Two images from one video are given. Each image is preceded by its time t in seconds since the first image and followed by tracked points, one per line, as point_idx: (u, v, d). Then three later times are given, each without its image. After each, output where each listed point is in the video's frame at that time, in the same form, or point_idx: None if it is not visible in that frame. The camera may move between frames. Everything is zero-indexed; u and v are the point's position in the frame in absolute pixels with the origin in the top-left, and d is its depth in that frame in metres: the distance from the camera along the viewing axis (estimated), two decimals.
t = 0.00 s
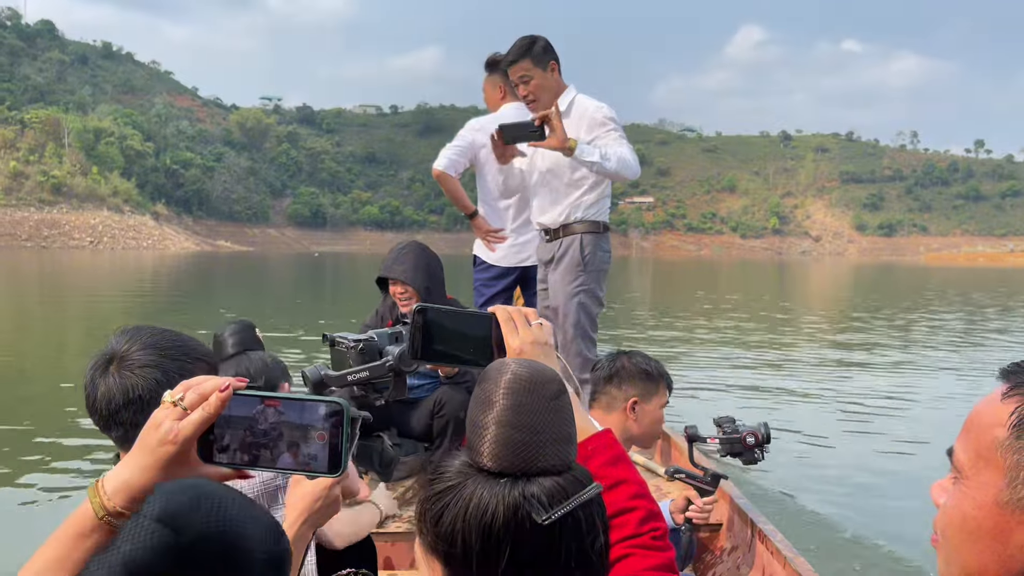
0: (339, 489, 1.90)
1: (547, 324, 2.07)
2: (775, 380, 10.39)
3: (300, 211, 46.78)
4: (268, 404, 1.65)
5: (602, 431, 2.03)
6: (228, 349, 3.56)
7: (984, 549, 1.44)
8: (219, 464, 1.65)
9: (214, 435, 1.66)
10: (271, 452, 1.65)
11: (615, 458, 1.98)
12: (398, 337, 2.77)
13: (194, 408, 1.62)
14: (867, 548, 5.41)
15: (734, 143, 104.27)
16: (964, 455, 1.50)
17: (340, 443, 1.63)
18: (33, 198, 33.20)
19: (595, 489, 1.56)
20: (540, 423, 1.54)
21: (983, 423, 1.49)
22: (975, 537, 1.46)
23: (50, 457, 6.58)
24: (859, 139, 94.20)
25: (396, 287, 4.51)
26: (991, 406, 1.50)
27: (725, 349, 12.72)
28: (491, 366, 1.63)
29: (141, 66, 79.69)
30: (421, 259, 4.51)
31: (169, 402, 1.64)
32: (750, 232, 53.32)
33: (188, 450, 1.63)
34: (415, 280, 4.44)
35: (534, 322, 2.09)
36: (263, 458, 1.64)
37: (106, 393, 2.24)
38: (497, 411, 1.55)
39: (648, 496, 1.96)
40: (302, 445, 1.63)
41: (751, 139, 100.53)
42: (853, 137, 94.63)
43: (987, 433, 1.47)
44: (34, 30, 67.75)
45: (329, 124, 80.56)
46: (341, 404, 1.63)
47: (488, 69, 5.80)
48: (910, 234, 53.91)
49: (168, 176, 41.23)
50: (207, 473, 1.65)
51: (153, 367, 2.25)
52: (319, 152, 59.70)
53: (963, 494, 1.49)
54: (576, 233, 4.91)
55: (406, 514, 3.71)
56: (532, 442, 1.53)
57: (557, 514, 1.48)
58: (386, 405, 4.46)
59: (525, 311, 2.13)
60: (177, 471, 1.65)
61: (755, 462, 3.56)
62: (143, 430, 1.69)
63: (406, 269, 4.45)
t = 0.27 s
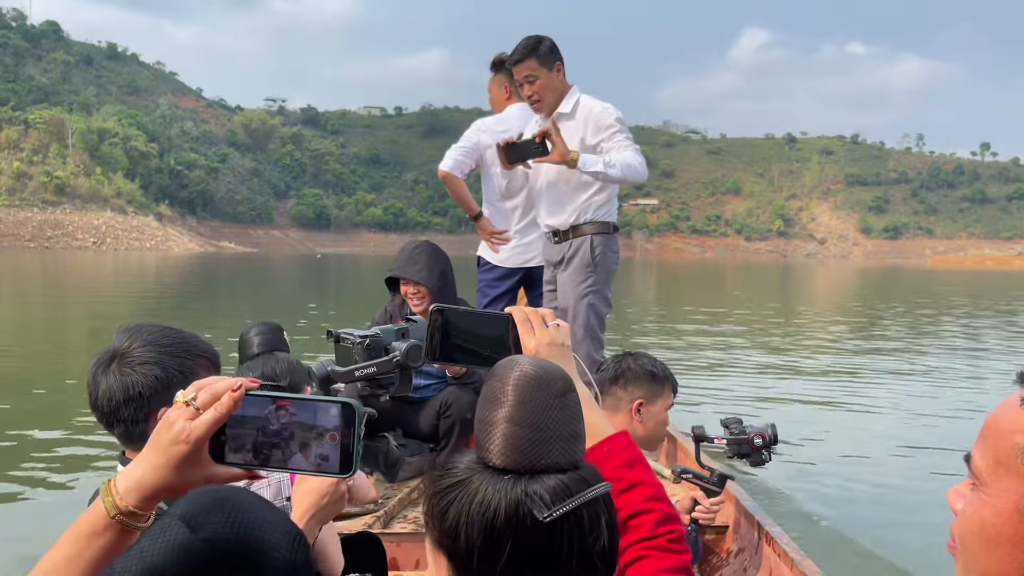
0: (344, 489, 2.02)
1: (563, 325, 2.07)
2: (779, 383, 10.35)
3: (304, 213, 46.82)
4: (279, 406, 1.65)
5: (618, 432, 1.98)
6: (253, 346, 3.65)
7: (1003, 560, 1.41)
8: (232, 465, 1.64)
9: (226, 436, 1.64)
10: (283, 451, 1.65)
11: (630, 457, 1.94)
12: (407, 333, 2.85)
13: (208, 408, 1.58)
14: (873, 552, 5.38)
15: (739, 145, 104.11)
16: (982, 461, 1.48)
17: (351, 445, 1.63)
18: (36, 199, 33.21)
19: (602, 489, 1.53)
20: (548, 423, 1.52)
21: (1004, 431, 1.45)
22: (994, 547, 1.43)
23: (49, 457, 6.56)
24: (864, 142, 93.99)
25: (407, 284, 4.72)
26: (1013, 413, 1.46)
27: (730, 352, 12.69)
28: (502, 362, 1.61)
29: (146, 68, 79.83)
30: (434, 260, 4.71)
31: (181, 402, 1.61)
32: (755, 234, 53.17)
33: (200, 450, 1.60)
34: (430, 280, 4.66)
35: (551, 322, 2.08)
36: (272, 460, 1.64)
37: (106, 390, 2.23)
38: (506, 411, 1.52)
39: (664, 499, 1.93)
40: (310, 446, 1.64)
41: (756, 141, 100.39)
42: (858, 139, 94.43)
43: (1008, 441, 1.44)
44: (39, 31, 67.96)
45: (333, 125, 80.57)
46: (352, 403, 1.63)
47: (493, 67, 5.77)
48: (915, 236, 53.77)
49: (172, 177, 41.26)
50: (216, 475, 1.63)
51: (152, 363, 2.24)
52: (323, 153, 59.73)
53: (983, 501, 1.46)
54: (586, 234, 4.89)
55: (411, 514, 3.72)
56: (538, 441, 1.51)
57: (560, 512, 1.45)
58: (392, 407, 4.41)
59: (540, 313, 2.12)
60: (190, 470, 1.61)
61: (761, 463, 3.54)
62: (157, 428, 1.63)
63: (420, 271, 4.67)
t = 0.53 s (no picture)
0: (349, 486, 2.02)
1: (579, 328, 2.04)
2: (785, 386, 10.29)
3: (308, 215, 46.87)
4: (293, 411, 1.64)
5: (634, 436, 1.94)
6: (254, 345, 3.57)
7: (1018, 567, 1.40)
8: (244, 467, 1.61)
9: (242, 437, 1.62)
10: (294, 455, 1.63)
11: (643, 464, 1.90)
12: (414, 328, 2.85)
13: (221, 410, 1.54)
14: (877, 555, 5.35)
15: (744, 148, 104.06)
16: (1003, 466, 1.45)
17: (364, 450, 1.62)
18: (40, 200, 33.27)
19: (596, 488, 1.53)
20: (541, 423, 1.51)
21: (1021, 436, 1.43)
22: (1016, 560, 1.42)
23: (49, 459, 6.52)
24: (869, 144, 93.86)
25: (415, 284, 4.71)
26: None
27: (735, 355, 12.67)
28: (501, 360, 1.60)
29: (151, 70, 80.02)
30: (442, 261, 4.69)
31: (195, 404, 1.56)
32: (761, 236, 53.04)
33: (214, 450, 1.56)
34: (437, 282, 4.66)
35: (566, 327, 2.05)
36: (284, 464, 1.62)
37: (107, 386, 2.22)
38: (502, 411, 1.52)
39: (678, 506, 1.87)
40: (323, 449, 1.63)
41: (761, 144, 100.36)
42: (863, 141, 94.29)
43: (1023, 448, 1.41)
44: (44, 33, 68.07)
45: (337, 127, 80.82)
46: (365, 409, 1.63)
47: (501, 69, 5.77)
48: (921, 239, 53.68)
49: (176, 179, 41.35)
50: (231, 478, 1.59)
51: (154, 359, 2.23)
52: (327, 155, 59.83)
53: (1005, 506, 1.44)
54: (594, 236, 4.86)
55: (414, 515, 3.71)
56: (534, 441, 1.51)
57: (544, 510, 1.45)
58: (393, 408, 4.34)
59: (553, 314, 2.09)
60: (205, 471, 1.57)
61: (762, 465, 3.51)
62: (172, 428, 1.59)
63: (428, 272, 4.66)
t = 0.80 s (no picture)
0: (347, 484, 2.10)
1: (597, 331, 2.00)
2: (789, 389, 10.26)
3: (313, 217, 46.91)
4: (298, 406, 1.62)
5: (648, 439, 1.88)
6: (237, 361, 3.61)
7: None
8: (249, 465, 1.61)
9: (246, 435, 1.62)
10: (298, 450, 1.61)
11: (656, 466, 1.84)
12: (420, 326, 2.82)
13: (226, 408, 1.54)
14: (884, 559, 5.32)
15: (749, 150, 103.87)
16: (1014, 473, 1.43)
17: (370, 446, 1.59)
18: (44, 202, 33.32)
19: (590, 492, 1.56)
20: (534, 424, 1.53)
21: None
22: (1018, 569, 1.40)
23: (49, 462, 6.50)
24: (875, 146, 93.64)
25: (420, 285, 4.70)
26: None
27: (741, 357, 12.64)
28: (504, 357, 1.62)
29: (157, 71, 80.18)
30: (448, 262, 4.67)
31: (200, 402, 1.56)
32: (766, 238, 52.89)
33: (218, 449, 1.55)
34: (443, 283, 4.64)
35: (584, 329, 2.00)
36: (291, 459, 1.59)
37: (104, 382, 2.38)
38: (499, 409, 1.54)
39: (693, 511, 1.81)
40: (328, 443, 1.61)
41: (767, 146, 100.19)
42: (870, 143, 94.10)
43: None
44: (50, 35, 68.28)
45: (342, 129, 80.88)
46: (370, 403, 1.61)
47: (510, 69, 5.76)
48: (928, 241, 53.53)
49: (181, 181, 41.40)
50: (236, 476, 1.59)
51: (147, 354, 2.38)
52: (332, 157, 59.92)
53: (1016, 513, 1.42)
54: (602, 239, 4.84)
55: (417, 516, 3.70)
56: (530, 443, 1.54)
57: (509, 507, 1.49)
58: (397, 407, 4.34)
59: (570, 316, 2.04)
60: (210, 470, 1.56)
61: (766, 468, 3.48)
62: (178, 427, 1.58)
63: (434, 272, 4.64)
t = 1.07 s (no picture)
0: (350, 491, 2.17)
1: (620, 343, 1.98)
2: (791, 391, 10.26)
3: (318, 220, 46.97)
4: (313, 411, 1.62)
5: (664, 447, 1.90)
6: (224, 361, 3.52)
7: None
8: (265, 471, 1.61)
9: (262, 440, 1.61)
10: (312, 455, 1.61)
11: (671, 475, 1.85)
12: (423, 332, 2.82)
13: (242, 414, 1.56)
14: (893, 563, 5.30)
15: (755, 152, 103.76)
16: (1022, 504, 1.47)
17: (386, 451, 1.58)
18: (49, 206, 33.39)
19: (576, 508, 1.59)
20: (526, 437, 1.59)
21: None
22: None
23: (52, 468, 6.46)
24: (881, 148, 93.51)
25: (423, 292, 4.68)
26: None
27: (748, 360, 12.61)
28: (493, 368, 1.70)
29: (163, 75, 80.41)
30: (449, 267, 4.66)
31: (217, 409, 1.59)
32: (772, 241, 52.75)
33: (233, 455, 1.57)
34: (445, 288, 4.64)
35: (606, 339, 1.98)
36: (304, 465, 1.59)
37: (99, 387, 2.46)
38: (492, 421, 1.60)
39: (711, 523, 1.80)
40: (341, 447, 1.60)
41: (772, 148, 100.06)
42: (875, 145, 93.96)
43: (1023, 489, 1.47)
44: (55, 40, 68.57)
45: (347, 132, 81.01)
46: (386, 410, 1.59)
47: (513, 72, 5.72)
48: (934, 244, 53.41)
49: (186, 184, 41.47)
50: (253, 481, 1.61)
51: (139, 355, 2.45)
52: (337, 160, 60.02)
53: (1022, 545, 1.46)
54: (606, 243, 4.82)
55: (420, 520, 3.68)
56: (523, 455, 1.59)
57: (485, 512, 1.52)
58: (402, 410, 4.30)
59: (590, 323, 2.02)
60: (227, 474, 1.58)
61: (771, 475, 3.45)
62: (196, 432, 1.61)
63: (435, 278, 4.63)
